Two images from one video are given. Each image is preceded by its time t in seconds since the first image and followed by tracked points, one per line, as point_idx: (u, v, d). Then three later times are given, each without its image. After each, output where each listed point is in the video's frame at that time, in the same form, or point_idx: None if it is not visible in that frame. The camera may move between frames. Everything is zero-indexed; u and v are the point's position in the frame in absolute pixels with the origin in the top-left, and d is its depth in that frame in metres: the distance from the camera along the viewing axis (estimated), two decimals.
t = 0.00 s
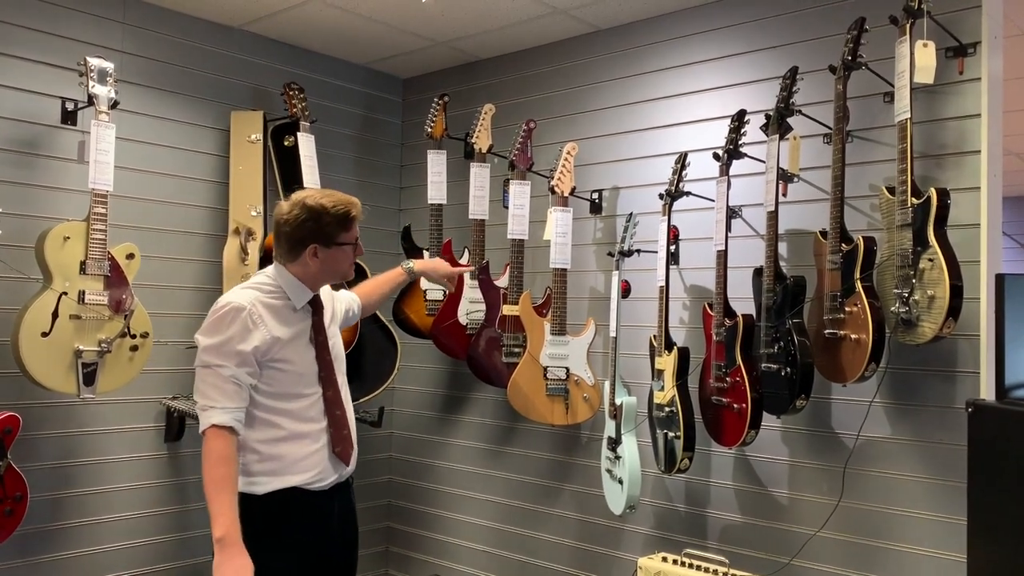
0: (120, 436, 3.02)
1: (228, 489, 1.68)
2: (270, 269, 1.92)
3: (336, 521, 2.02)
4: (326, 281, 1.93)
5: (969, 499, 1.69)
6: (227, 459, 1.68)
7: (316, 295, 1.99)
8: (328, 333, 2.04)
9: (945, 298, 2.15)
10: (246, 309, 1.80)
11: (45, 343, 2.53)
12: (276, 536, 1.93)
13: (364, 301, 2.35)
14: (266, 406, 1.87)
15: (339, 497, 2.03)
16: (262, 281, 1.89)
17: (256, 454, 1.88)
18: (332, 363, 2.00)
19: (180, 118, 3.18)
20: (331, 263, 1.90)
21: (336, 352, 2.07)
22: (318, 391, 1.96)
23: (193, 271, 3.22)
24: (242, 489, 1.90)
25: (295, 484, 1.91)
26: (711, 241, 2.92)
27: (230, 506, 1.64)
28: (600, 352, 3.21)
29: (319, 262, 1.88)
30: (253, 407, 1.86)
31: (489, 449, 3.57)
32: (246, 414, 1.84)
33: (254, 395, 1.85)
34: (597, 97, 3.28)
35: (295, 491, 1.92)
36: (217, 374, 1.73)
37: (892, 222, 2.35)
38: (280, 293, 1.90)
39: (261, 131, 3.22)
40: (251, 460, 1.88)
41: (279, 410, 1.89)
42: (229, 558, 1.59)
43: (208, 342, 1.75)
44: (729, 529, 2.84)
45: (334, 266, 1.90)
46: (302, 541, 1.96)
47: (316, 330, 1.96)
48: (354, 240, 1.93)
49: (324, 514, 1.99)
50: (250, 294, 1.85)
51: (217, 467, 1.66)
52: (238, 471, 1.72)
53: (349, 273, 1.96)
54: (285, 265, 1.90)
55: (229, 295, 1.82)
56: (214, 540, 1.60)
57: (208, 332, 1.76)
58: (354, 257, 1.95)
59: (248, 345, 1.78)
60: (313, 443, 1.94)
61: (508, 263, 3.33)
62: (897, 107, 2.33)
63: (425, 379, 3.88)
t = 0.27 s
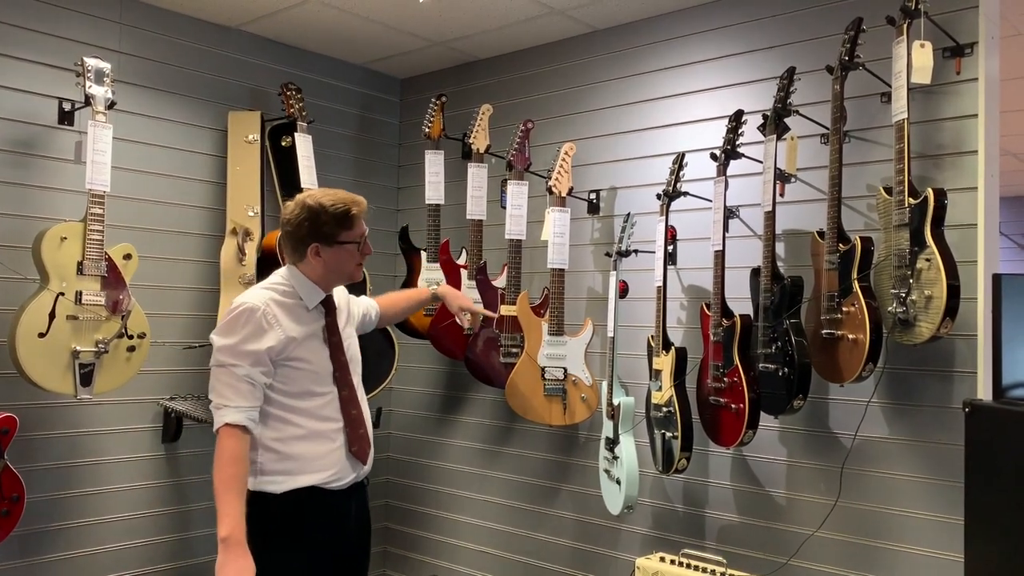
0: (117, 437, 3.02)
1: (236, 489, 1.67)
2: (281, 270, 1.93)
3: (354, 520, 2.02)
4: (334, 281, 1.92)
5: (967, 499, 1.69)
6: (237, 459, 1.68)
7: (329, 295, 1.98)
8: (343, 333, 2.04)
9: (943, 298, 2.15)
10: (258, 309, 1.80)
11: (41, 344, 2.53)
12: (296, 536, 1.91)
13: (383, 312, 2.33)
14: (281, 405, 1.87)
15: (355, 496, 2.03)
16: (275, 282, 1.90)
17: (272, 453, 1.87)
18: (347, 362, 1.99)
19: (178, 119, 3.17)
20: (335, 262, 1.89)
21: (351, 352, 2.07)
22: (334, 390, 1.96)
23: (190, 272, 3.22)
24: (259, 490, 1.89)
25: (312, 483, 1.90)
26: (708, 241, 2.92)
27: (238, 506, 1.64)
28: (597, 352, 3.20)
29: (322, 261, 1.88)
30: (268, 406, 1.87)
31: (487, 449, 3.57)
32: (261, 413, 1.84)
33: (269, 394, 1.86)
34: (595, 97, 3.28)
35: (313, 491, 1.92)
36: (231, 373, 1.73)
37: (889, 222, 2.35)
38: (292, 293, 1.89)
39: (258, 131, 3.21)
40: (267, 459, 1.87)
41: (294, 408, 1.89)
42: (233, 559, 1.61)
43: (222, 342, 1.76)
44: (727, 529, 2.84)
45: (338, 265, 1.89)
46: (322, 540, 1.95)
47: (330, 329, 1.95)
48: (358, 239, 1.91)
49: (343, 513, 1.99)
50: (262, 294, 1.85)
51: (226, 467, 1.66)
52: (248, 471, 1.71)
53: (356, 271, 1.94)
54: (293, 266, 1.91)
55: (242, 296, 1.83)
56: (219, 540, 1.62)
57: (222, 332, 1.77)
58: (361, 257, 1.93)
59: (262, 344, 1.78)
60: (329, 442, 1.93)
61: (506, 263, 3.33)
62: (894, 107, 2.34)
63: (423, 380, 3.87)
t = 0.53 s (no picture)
0: (114, 436, 3.02)
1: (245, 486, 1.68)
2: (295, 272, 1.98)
3: (368, 517, 2.06)
4: (343, 279, 1.95)
5: (963, 497, 1.69)
6: (247, 456, 1.69)
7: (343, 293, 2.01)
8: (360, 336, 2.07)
9: (939, 297, 2.15)
10: (269, 309, 1.85)
11: (38, 343, 2.52)
12: (316, 534, 1.94)
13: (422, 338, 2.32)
14: (295, 405, 1.90)
15: (369, 493, 2.06)
16: (287, 284, 1.94)
17: (286, 452, 1.89)
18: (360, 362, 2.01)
19: (175, 117, 3.17)
20: (340, 259, 1.92)
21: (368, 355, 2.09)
22: (347, 391, 1.98)
23: (187, 270, 3.22)
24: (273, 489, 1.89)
25: (327, 482, 1.92)
26: (705, 240, 2.92)
27: (244, 503, 1.64)
28: (594, 350, 3.20)
29: (328, 260, 1.91)
30: (283, 406, 1.89)
31: (484, 448, 3.57)
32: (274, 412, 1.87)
33: (283, 393, 1.89)
34: (592, 96, 3.28)
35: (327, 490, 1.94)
36: (244, 372, 1.77)
37: (886, 221, 2.36)
38: (305, 294, 1.93)
39: (255, 130, 3.21)
40: (282, 458, 1.88)
41: (308, 408, 1.91)
42: (235, 556, 1.60)
43: (236, 342, 1.80)
44: (723, 527, 2.84)
45: (344, 263, 1.92)
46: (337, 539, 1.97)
47: (343, 329, 1.98)
48: (362, 235, 1.93)
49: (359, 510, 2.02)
50: (275, 295, 1.90)
51: (236, 464, 1.67)
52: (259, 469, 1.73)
53: (364, 268, 1.96)
54: (302, 267, 1.96)
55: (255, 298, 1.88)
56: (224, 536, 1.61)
57: (236, 333, 1.82)
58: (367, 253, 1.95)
59: (273, 344, 1.82)
60: (343, 441, 1.95)
61: (503, 262, 3.33)
62: (890, 106, 2.34)
63: (420, 379, 3.87)
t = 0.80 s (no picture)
0: (111, 434, 3.01)
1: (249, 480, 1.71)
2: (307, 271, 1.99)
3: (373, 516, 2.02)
4: (353, 275, 1.94)
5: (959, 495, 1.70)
6: (250, 450, 1.71)
7: (354, 291, 2.01)
8: (371, 335, 2.06)
9: (935, 295, 2.16)
10: (274, 306, 1.85)
11: (35, 340, 2.52)
12: (319, 532, 1.91)
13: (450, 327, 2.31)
14: (299, 401, 1.90)
15: (375, 493, 2.02)
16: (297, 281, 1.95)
17: (289, 448, 1.88)
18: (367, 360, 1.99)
19: (172, 115, 3.16)
20: (349, 255, 1.91)
21: (379, 354, 2.07)
22: (353, 389, 1.96)
23: (184, 268, 3.21)
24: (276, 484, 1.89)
25: (330, 479, 1.91)
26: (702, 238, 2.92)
27: (248, 495, 1.67)
28: (592, 348, 3.21)
29: (337, 256, 1.91)
30: (288, 402, 1.89)
31: (482, 446, 3.57)
32: (278, 408, 1.87)
33: (288, 389, 1.89)
34: (589, 94, 3.28)
35: (330, 487, 1.92)
36: (247, 369, 1.78)
37: (882, 219, 2.36)
38: (314, 292, 1.93)
39: (252, 128, 3.20)
40: (285, 453, 1.88)
41: (312, 404, 1.91)
42: (238, 547, 1.61)
43: (240, 338, 1.81)
44: (720, 525, 2.85)
45: (352, 260, 1.92)
46: (340, 538, 1.94)
47: (351, 326, 1.97)
48: (370, 232, 1.93)
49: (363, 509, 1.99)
50: (283, 292, 1.90)
51: (240, 458, 1.70)
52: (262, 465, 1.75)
53: (373, 265, 1.95)
54: (313, 265, 1.96)
55: (263, 295, 1.89)
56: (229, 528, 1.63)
57: (241, 330, 1.83)
58: (376, 250, 1.95)
59: (276, 341, 1.82)
60: (346, 439, 1.93)
61: (500, 260, 3.33)
62: (887, 104, 2.34)
63: (418, 377, 3.87)
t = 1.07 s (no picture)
0: (109, 431, 3.01)
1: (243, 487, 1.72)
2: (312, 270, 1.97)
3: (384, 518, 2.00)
4: (358, 276, 1.92)
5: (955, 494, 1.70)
6: (245, 458, 1.73)
7: (360, 291, 1.98)
8: (381, 334, 2.02)
9: (932, 294, 2.16)
10: (275, 311, 1.84)
11: (32, 338, 2.52)
12: (327, 535, 1.90)
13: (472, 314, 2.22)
14: (305, 404, 1.89)
15: (386, 494, 2.00)
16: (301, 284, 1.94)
17: (297, 450, 1.88)
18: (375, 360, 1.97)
19: (170, 113, 3.16)
20: (352, 256, 1.88)
21: (390, 353, 2.03)
22: (360, 391, 1.94)
23: (182, 266, 3.21)
24: (285, 487, 1.89)
25: (339, 482, 1.89)
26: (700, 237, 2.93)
27: (238, 504, 1.68)
28: (589, 347, 3.21)
29: (340, 256, 1.89)
30: (294, 405, 1.89)
31: (480, 445, 3.57)
32: (282, 412, 1.87)
33: (292, 392, 1.89)
34: (588, 93, 3.28)
35: (340, 489, 1.90)
36: (248, 374, 1.78)
37: (880, 218, 2.36)
38: (319, 294, 1.92)
39: (251, 126, 3.21)
40: (293, 456, 1.87)
41: (318, 407, 1.90)
42: (223, 557, 1.64)
43: (242, 344, 1.81)
44: (718, 524, 2.85)
45: (356, 261, 1.89)
46: (349, 540, 1.93)
47: (357, 327, 1.95)
48: (374, 231, 1.89)
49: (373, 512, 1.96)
50: (285, 295, 1.89)
51: (235, 466, 1.72)
52: (261, 472, 1.76)
53: (378, 265, 1.92)
54: (318, 265, 1.94)
55: (266, 298, 1.88)
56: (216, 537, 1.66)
57: (243, 335, 1.83)
58: (381, 250, 1.92)
59: (277, 346, 1.82)
60: (354, 441, 1.92)
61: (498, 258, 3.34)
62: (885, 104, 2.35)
63: (416, 375, 3.87)
